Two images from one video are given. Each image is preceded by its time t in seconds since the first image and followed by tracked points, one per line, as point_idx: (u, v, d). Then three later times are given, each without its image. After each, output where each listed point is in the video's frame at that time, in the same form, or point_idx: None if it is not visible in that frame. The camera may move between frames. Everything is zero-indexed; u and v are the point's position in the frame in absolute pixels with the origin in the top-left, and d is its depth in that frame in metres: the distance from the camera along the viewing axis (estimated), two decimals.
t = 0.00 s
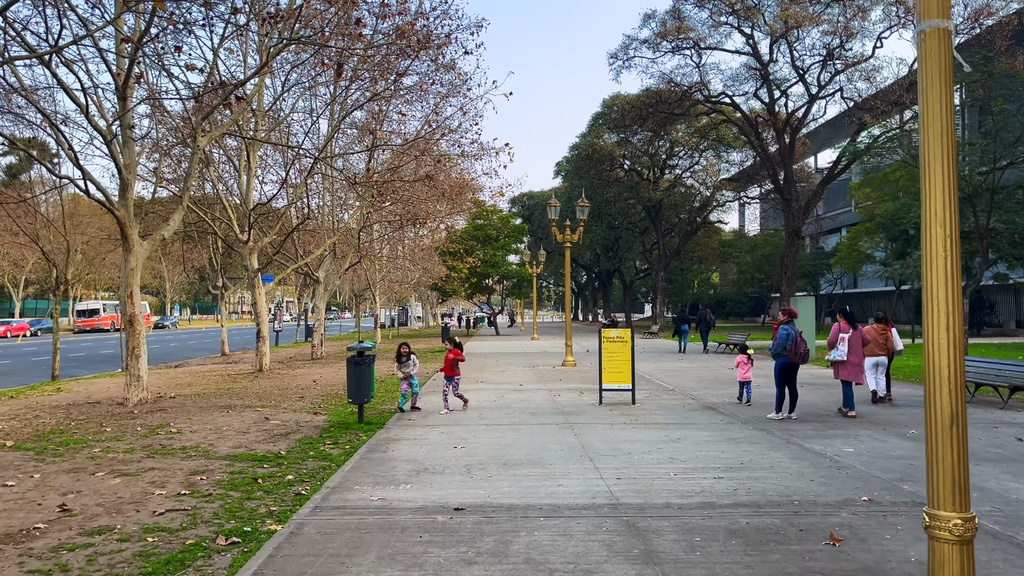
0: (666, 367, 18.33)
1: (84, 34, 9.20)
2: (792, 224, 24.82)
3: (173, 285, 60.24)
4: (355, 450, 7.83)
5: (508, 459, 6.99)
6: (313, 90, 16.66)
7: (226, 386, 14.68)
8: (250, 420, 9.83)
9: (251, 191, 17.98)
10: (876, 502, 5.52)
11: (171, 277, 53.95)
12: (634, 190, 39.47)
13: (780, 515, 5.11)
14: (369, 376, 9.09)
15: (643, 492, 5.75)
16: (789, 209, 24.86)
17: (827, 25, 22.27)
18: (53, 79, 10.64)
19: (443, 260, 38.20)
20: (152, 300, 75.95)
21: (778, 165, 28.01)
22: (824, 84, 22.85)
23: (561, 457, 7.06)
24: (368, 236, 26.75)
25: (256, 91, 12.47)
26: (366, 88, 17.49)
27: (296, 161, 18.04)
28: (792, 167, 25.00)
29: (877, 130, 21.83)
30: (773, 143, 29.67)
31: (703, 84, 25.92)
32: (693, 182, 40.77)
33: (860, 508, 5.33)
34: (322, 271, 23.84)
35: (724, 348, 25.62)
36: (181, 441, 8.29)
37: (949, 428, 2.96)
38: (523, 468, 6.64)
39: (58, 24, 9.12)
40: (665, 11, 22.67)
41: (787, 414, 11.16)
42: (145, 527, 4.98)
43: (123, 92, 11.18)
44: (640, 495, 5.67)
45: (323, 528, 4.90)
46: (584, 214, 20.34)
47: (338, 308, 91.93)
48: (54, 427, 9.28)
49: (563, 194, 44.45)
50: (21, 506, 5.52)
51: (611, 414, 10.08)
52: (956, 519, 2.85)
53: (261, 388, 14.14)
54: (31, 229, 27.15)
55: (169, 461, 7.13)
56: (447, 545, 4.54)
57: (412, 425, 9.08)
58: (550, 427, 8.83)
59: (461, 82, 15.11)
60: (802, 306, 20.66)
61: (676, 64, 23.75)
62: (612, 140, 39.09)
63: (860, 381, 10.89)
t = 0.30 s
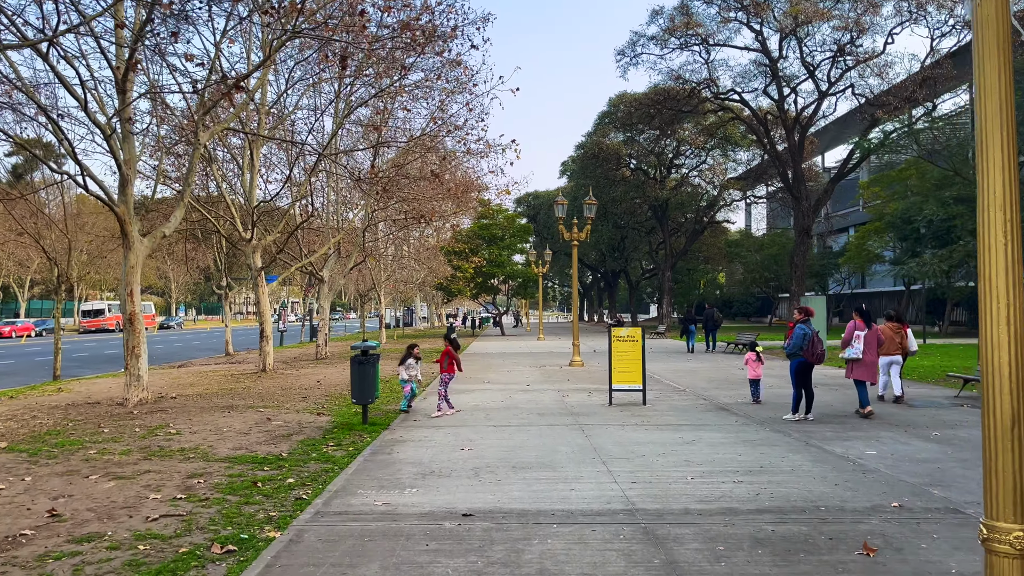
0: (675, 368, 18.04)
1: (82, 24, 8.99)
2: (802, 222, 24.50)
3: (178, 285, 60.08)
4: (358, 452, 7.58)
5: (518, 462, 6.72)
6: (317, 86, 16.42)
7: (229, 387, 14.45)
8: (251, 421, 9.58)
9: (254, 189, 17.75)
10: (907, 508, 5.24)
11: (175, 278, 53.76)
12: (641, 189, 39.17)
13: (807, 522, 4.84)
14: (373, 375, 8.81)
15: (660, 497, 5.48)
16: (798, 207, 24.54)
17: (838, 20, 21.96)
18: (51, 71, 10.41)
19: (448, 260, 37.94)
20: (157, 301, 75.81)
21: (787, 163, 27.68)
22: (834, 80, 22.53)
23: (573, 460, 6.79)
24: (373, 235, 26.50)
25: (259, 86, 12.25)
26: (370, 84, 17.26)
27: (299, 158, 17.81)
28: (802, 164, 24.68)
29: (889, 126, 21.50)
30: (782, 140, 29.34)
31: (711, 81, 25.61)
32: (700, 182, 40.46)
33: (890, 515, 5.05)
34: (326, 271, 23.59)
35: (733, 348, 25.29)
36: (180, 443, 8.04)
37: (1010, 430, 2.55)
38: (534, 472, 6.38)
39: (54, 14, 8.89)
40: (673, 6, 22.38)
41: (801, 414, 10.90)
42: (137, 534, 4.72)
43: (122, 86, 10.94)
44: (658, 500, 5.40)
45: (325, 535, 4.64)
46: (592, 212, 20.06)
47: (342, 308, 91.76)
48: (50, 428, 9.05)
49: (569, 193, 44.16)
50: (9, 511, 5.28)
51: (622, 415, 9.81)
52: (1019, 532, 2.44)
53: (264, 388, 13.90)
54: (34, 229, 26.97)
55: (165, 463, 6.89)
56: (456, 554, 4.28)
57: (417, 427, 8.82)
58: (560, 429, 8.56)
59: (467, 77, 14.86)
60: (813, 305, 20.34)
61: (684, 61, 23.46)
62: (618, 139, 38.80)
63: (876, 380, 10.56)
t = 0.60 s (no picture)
0: (685, 370, 17.75)
1: (78, 19, 8.75)
2: (812, 223, 24.18)
3: (183, 286, 59.95)
4: (360, 460, 7.31)
5: (526, 472, 6.45)
6: (321, 84, 16.20)
7: (231, 390, 14.21)
8: (251, 427, 9.32)
9: (257, 189, 17.53)
10: (939, 524, 4.96)
11: (180, 278, 53.63)
12: (648, 189, 38.86)
13: (835, 540, 4.55)
14: (375, 380, 8.53)
15: (676, 512, 5.20)
16: (808, 207, 24.22)
17: (849, 17, 21.65)
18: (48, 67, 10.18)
19: (453, 261, 37.73)
20: (162, 301, 75.78)
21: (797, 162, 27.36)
22: (845, 78, 22.21)
23: (583, 470, 6.51)
24: (378, 236, 26.27)
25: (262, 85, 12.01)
26: (375, 82, 17.05)
27: (302, 158, 17.59)
28: (812, 164, 24.35)
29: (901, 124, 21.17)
30: (791, 140, 29.01)
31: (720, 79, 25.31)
32: (708, 182, 40.15)
33: (922, 533, 4.76)
34: (330, 271, 23.35)
35: (742, 350, 24.98)
36: (176, 450, 7.78)
37: None
38: (542, 483, 6.11)
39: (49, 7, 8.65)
40: (681, 4, 22.10)
41: (817, 420, 10.63)
42: (122, 552, 4.46)
43: (121, 83, 10.71)
44: (675, 515, 5.12)
45: (322, 554, 4.38)
46: (599, 212, 19.76)
47: (347, 309, 91.64)
48: (45, 434, 8.81)
49: (576, 193, 43.89)
50: None
51: (632, 420, 9.54)
52: None
53: (266, 392, 13.66)
54: (37, 229, 26.83)
55: (160, 473, 6.63)
56: None
57: (421, 433, 8.56)
58: (568, 436, 8.29)
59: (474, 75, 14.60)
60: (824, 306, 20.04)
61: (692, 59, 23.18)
62: (625, 138, 38.53)
63: (890, 383, 10.22)
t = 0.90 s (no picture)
0: (692, 370, 17.46)
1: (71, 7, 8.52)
2: (821, 220, 23.85)
3: (188, 286, 59.80)
4: (359, 462, 7.06)
5: (531, 475, 6.18)
6: (323, 79, 15.96)
7: (231, 390, 13.96)
8: (248, 427, 9.07)
9: (258, 186, 17.28)
10: (969, 532, 4.68)
11: (185, 278, 53.49)
12: (653, 188, 38.55)
13: (860, 550, 4.27)
14: (376, 380, 8.28)
15: (689, 518, 4.93)
16: (818, 205, 23.89)
17: (858, 11, 21.33)
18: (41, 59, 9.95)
19: (458, 259, 37.47)
20: (167, 301, 75.74)
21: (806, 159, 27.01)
22: (854, 74, 21.88)
23: (591, 474, 6.24)
24: (381, 234, 26.03)
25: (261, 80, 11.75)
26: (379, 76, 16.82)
27: (302, 155, 17.35)
28: (820, 161, 24.02)
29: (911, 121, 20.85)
30: (799, 137, 28.68)
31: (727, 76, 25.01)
32: (714, 180, 39.83)
33: (952, 541, 4.49)
34: (334, 270, 23.11)
35: (749, 349, 24.67)
36: (169, 452, 7.53)
37: None
38: (548, 487, 5.84)
39: None
40: None
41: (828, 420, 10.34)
42: (102, 561, 4.20)
43: (117, 75, 10.47)
44: (688, 521, 4.85)
45: (313, 564, 4.12)
46: (605, 209, 19.45)
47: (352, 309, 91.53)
48: (37, 435, 8.57)
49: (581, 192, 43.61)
50: None
51: (640, 421, 9.28)
52: None
53: (266, 392, 13.42)
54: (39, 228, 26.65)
55: (150, 476, 6.39)
56: None
57: (423, 434, 8.31)
58: (575, 437, 8.02)
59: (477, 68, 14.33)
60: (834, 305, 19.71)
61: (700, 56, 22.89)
62: (630, 136, 38.23)
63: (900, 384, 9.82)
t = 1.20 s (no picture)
0: (700, 373, 17.16)
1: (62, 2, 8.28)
2: (829, 220, 23.53)
3: (191, 286, 59.63)
4: (357, 472, 6.79)
5: (536, 489, 5.91)
6: (324, 77, 15.72)
7: (230, 393, 13.71)
8: (244, 435, 8.81)
9: (258, 186, 17.03)
10: (1002, 553, 4.39)
11: (188, 279, 53.37)
12: (659, 188, 38.29)
13: None
14: (375, 387, 8.02)
15: (704, 538, 4.65)
16: (826, 205, 23.56)
17: (868, 9, 21.01)
18: (33, 55, 9.72)
19: (462, 260, 37.27)
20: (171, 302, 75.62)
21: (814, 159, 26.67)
22: (863, 72, 21.55)
23: (598, 487, 5.97)
24: (384, 235, 25.78)
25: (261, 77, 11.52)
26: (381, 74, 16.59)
27: (304, 154, 17.10)
28: (829, 160, 23.69)
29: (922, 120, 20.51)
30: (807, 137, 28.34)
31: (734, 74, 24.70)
32: (720, 180, 39.50)
33: (984, 564, 4.20)
34: (336, 271, 22.87)
35: (756, 351, 24.36)
36: (161, 462, 7.28)
37: None
38: (553, 501, 5.58)
39: None
40: None
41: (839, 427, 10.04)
42: None
43: (111, 73, 10.23)
44: (702, 541, 4.58)
45: None
46: (611, 209, 19.16)
47: (356, 310, 91.38)
48: (27, 442, 8.34)
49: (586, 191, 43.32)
50: None
51: (648, 428, 8.99)
52: None
53: (266, 395, 13.16)
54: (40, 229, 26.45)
55: (139, 488, 6.13)
56: None
57: (424, 443, 8.04)
58: (581, 446, 7.74)
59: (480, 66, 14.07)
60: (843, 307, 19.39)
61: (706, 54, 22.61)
62: (635, 136, 37.92)
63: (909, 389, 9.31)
